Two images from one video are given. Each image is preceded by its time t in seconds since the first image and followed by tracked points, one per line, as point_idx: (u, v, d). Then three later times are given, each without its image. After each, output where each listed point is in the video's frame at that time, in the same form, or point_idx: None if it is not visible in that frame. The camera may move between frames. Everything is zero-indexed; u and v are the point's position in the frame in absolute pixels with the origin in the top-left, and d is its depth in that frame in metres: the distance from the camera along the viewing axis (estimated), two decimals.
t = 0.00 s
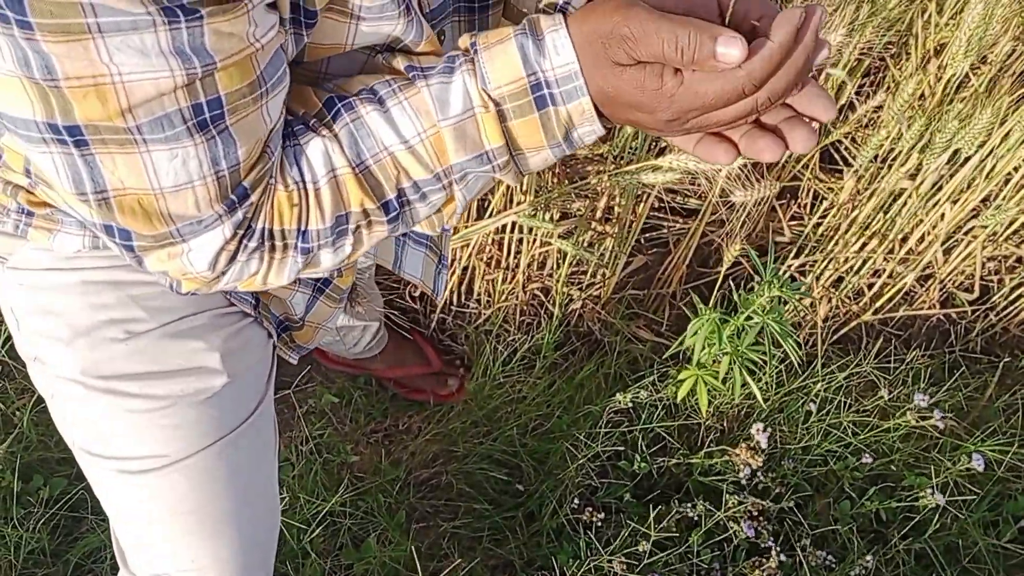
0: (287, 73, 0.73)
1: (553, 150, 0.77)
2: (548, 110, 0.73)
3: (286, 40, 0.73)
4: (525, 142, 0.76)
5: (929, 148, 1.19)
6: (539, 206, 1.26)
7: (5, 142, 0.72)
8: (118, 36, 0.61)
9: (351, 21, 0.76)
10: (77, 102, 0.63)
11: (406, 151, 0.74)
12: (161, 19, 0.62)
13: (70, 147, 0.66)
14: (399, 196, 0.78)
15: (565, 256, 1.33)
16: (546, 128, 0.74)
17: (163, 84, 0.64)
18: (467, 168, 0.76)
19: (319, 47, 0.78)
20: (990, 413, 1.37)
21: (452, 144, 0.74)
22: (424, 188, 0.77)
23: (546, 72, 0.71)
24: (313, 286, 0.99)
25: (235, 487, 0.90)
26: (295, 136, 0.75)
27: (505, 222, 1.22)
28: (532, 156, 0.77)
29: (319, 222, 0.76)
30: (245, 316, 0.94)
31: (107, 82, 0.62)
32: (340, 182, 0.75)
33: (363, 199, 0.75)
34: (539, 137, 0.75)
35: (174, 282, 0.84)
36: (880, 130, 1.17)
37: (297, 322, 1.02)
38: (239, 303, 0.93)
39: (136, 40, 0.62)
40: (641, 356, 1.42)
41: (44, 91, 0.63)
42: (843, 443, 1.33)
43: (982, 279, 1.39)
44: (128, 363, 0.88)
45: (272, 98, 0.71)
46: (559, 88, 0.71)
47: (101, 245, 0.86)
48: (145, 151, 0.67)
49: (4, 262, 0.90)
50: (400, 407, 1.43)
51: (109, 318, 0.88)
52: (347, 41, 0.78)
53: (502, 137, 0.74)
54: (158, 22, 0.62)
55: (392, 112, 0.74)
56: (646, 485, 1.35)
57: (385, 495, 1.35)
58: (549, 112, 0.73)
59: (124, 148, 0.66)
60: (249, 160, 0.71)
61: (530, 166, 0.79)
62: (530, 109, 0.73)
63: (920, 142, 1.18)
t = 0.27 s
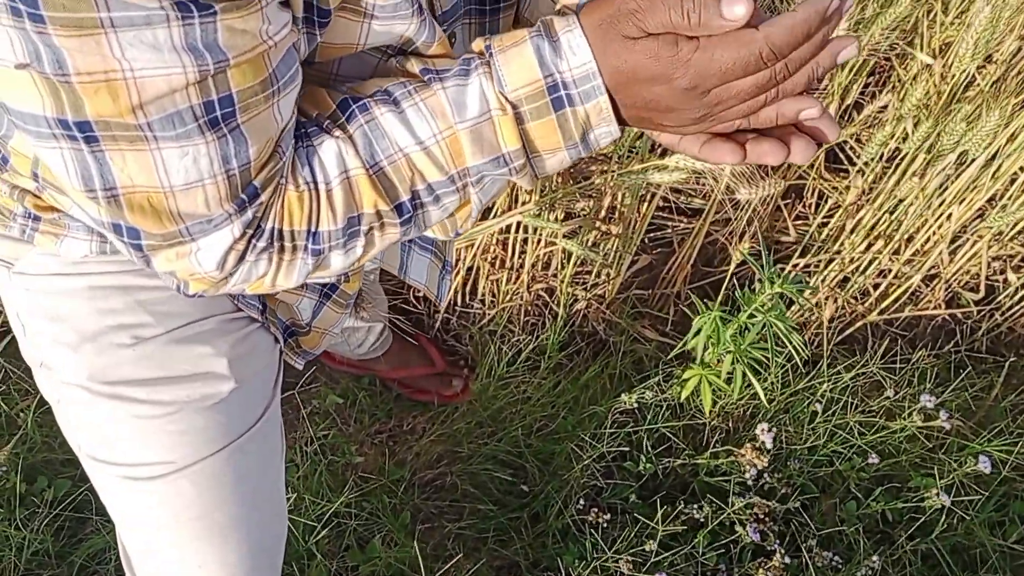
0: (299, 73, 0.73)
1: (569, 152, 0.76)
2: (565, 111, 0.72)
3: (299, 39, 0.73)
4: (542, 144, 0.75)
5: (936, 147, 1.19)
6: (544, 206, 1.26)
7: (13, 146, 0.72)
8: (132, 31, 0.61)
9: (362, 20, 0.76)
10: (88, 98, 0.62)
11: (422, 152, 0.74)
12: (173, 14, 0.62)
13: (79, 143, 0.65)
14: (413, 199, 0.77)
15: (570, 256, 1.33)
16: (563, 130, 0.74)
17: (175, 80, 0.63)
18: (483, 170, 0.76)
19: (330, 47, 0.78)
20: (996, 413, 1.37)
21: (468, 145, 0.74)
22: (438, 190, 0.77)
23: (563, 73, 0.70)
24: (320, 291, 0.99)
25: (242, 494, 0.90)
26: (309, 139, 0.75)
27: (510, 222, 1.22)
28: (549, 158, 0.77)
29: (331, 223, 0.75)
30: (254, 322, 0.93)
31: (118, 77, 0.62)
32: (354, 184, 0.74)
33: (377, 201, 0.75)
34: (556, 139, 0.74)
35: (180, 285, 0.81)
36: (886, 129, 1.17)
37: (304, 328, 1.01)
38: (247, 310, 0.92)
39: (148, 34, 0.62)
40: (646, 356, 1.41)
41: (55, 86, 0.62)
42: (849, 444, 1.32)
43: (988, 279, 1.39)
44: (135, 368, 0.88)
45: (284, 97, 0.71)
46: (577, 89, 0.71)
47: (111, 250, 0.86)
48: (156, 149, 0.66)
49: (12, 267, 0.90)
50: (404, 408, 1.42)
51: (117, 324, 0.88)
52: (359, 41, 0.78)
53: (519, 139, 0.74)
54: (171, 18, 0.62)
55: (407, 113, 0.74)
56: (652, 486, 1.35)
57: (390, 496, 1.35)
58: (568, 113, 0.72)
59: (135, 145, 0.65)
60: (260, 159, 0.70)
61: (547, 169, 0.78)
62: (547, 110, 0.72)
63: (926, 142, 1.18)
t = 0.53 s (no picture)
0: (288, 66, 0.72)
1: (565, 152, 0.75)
2: (561, 109, 0.71)
3: (291, 32, 0.72)
4: (537, 143, 0.74)
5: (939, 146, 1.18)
6: (545, 205, 1.25)
7: (14, 145, 0.72)
8: (112, 16, 0.60)
9: (358, 15, 0.75)
10: (68, 83, 0.62)
11: (416, 149, 0.74)
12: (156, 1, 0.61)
13: (60, 128, 0.65)
14: (404, 197, 0.77)
15: (572, 254, 1.33)
16: (559, 129, 0.73)
17: (156, 67, 0.63)
18: (478, 169, 0.75)
19: (326, 42, 0.78)
20: (998, 412, 1.37)
21: (462, 143, 0.74)
22: (429, 190, 0.77)
23: (557, 69, 0.70)
24: (324, 290, 0.98)
25: (246, 494, 0.90)
26: (300, 134, 0.74)
27: (511, 221, 1.22)
28: (546, 160, 0.76)
29: (317, 216, 0.75)
30: (256, 320, 0.93)
31: (98, 62, 0.61)
32: (346, 180, 0.74)
33: (367, 197, 0.75)
34: (552, 139, 0.74)
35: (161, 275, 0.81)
36: (888, 128, 1.16)
37: (308, 327, 1.00)
38: (249, 306, 0.92)
39: (128, 20, 0.61)
40: (648, 355, 1.41)
41: (35, 70, 0.62)
42: (851, 442, 1.32)
43: (990, 277, 1.38)
44: (138, 367, 0.88)
45: (270, 88, 0.70)
46: (571, 84, 0.70)
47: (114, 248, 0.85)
48: (137, 136, 0.65)
49: (15, 266, 0.90)
50: (406, 407, 1.42)
51: (120, 323, 0.88)
52: (354, 37, 0.77)
53: (514, 138, 0.74)
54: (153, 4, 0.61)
55: (403, 111, 0.74)
56: (654, 485, 1.35)
57: (392, 495, 1.34)
58: (563, 111, 0.71)
59: (116, 131, 0.65)
60: (246, 151, 0.70)
61: (546, 171, 0.77)
62: (542, 108, 0.72)
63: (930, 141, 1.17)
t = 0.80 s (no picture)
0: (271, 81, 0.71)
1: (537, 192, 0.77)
2: (546, 170, 0.75)
3: (281, 41, 0.72)
4: (514, 186, 0.76)
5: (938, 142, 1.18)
6: (546, 203, 1.26)
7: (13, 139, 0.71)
8: (95, 23, 0.60)
9: (352, 21, 0.74)
10: (47, 89, 0.62)
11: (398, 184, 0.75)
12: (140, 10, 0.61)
13: (36, 134, 0.64)
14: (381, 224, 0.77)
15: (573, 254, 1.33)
16: (541, 185, 0.76)
17: (136, 77, 0.63)
18: (453, 207, 0.77)
19: (320, 48, 0.76)
20: (1000, 409, 1.37)
21: (444, 185, 0.75)
22: (407, 219, 0.78)
23: (551, 141, 0.73)
24: (327, 286, 1.00)
25: (249, 488, 0.91)
26: (283, 151, 0.73)
27: (513, 219, 1.23)
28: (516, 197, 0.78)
29: (297, 240, 0.75)
30: (260, 316, 0.93)
31: (78, 69, 0.61)
32: (328, 206, 0.74)
33: (348, 224, 0.75)
34: (529, 185, 0.76)
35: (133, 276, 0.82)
36: (887, 125, 1.17)
37: (312, 321, 1.02)
38: (255, 303, 0.92)
39: (111, 28, 0.61)
40: (650, 354, 1.41)
41: (15, 73, 0.61)
42: (852, 440, 1.32)
43: (991, 275, 1.39)
44: (143, 362, 0.88)
45: (252, 102, 0.69)
46: (560, 158, 0.74)
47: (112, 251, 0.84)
48: (112, 142, 0.65)
49: (21, 260, 0.89)
50: (408, 406, 1.43)
51: (124, 317, 0.88)
52: (348, 43, 0.76)
53: (495, 185, 0.76)
54: (136, 13, 0.61)
55: (390, 143, 0.73)
56: (656, 483, 1.35)
57: (394, 494, 1.35)
58: (547, 172, 0.75)
59: (92, 138, 0.64)
60: (222, 163, 0.69)
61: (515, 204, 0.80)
62: (528, 169, 0.74)
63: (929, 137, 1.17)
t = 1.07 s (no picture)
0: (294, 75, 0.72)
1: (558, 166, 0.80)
2: (562, 147, 0.78)
3: (300, 37, 0.72)
4: (534, 162, 0.79)
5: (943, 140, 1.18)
6: (552, 201, 1.26)
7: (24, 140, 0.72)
8: (123, 28, 0.60)
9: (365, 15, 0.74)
10: (78, 96, 0.62)
11: (422, 169, 0.77)
12: (167, 12, 0.61)
13: (68, 143, 0.65)
14: (408, 211, 0.79)
15: (578, 252, 1.33)
16: (558, 161, 0.79)
17: (165, 79, 0.63)
18: (476, 188, 0.79)
19: (334, 42, 0.77)
20: (1004, 406, 1.37)
21: (466, 166, 0.77)
22: (431, 203, 0.80)
23: (567, 117, 0.76)
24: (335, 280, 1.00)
25: (257, 482, 0.91)
26: (305, 143, 0.75)
27: (517, 217, 1.23)
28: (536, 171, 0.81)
29: (328, 233, 0.76)
30: (267, 311, 0.94)
31: (109, 75, 0.62)
32: (354, 195, 0.76)
33: (376, 212, 0.77)
34: (548, 160, 0.79)
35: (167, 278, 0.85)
36: (892, 121, 1.16)
37: (319, 315, 1.02)
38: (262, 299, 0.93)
39: (140, 32, 0.61)
40: (654, 351, 1.41)
41: (45, 82, 0.61)
42: (857, 437, 1.32)
43: (995, 272, 1.39)
44: (151, 356, 0.89)
45: (278, 98, 0.70)
46: (577, 133, 0.77)
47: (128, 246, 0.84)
48: (143, 147, 0.65)
49: (28, 256, 0.90)
50: (412, 404, 1.43)
51: (132, 312, 0.88)
52: (362, 38, 0.77)
53: (516, 162, 0.78)
54: (164, 16, 0.61)
55: (410, 130, 0.75)
56: (661, 480, 1.36)
57: (400, 491, 1.35)
58: (565, 148, 0.78)
59: (123, 144, 0.65)
60: (248, 160, 0.70)
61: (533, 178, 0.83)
62: (546, 146, 0.77)
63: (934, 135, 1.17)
